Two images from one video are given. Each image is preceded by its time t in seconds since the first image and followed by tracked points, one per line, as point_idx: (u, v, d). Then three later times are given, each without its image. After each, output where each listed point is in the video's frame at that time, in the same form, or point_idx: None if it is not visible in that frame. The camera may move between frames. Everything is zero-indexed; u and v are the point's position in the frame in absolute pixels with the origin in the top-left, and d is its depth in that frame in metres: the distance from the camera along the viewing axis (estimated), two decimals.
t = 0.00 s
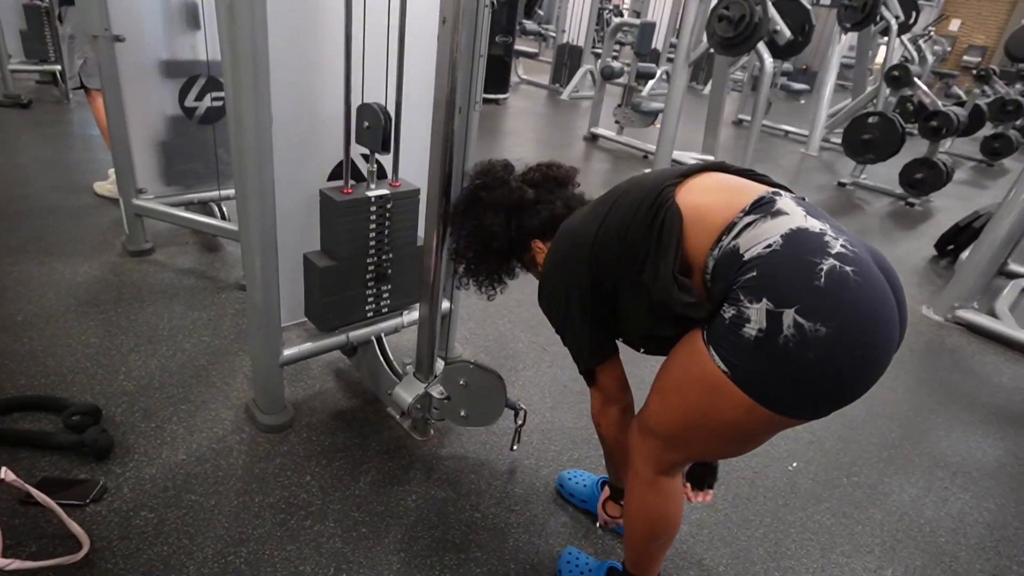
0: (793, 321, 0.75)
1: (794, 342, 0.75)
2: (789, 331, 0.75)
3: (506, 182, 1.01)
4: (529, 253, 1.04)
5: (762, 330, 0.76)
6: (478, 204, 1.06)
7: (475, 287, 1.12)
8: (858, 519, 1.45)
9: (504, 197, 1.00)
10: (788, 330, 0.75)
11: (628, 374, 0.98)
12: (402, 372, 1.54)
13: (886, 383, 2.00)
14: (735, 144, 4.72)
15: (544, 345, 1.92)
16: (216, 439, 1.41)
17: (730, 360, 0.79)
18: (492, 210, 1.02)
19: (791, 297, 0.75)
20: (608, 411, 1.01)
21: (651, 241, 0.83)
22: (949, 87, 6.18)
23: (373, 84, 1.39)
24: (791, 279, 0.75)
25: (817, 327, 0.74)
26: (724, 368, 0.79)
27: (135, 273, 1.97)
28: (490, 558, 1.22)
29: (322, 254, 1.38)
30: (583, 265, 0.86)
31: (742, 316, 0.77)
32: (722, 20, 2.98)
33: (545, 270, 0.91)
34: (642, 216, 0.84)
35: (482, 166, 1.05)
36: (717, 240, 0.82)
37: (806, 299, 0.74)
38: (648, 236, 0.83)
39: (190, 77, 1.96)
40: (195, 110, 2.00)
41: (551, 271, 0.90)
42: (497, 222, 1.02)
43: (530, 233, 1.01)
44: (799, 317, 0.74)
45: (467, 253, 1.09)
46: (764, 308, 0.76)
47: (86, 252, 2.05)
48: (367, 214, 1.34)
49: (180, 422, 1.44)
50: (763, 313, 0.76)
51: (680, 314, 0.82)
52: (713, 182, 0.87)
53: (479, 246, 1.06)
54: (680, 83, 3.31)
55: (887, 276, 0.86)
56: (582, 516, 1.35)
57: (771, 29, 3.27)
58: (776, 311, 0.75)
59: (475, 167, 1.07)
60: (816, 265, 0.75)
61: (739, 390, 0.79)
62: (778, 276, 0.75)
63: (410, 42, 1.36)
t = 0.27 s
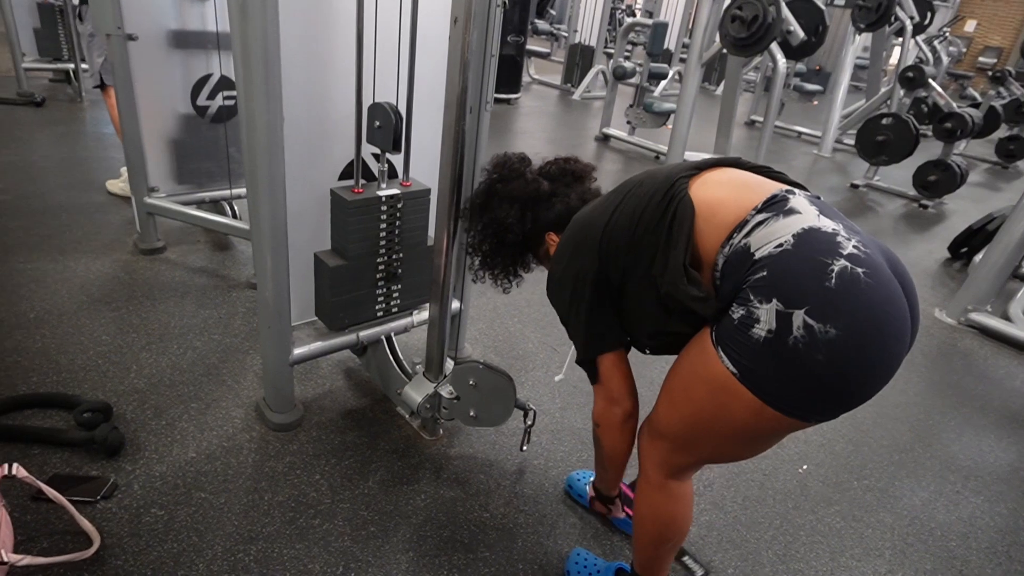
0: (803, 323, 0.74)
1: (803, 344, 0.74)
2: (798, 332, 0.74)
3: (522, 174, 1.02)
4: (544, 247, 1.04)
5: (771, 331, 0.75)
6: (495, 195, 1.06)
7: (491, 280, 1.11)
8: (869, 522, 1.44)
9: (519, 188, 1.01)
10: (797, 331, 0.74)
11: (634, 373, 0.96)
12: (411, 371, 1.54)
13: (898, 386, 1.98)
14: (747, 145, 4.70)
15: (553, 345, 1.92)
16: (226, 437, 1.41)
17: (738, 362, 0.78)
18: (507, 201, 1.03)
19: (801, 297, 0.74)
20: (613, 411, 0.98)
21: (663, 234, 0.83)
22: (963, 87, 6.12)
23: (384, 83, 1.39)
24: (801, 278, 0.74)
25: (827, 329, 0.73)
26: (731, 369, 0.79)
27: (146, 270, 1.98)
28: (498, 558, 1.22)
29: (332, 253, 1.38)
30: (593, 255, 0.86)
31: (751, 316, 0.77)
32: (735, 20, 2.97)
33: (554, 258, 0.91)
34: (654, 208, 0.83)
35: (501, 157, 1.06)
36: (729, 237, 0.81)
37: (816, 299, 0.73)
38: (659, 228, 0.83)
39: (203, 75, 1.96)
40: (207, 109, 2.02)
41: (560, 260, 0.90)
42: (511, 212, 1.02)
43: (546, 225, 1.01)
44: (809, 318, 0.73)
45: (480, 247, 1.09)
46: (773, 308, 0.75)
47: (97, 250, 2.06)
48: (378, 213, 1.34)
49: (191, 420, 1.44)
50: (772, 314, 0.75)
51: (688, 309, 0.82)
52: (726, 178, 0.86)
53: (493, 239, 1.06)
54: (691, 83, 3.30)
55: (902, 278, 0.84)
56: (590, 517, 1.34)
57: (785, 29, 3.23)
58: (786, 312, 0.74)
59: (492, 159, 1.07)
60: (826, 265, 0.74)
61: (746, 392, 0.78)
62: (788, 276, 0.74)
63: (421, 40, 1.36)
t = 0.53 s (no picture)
0: (819, 332, 0.74)
1: (819, 353, 0.74)
2: (814, 341, 0.74)
3: (531, 156, 1.02)
4: (551, 230, 1.05)
5: (786, 339, 0.75)
6: (502, 177, 1.05)
7: (497, 262, 1.12)
8: (880, 527, 1.43)
9: (529, 172, 1.01)
10: (813, 339, 0.74)
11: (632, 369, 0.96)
12: (420, 371, 1.55)
13: (909, 389, 1.97)
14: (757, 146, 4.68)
15: (562, 347, 1.92)
16: (236, 436, 1.42)
17: (751, 368, 0.78)
18: (515, 183, 1.02)
19: (818, 306, 0.73)
20: (608, 403, 0.98)
21: (678, 230, 0.83)
22: (976, 87, 6.06)
23: (395, 83, 1.40)
24: (819, 287, 0.74)
25: (843, 338, 0.73)
26: (744, 376, 0.79)
27: (157, 270, 2.00)
28: (506, 559, 1.22)
29: (343, 253, 1.39)
30: (606, 246, 0.86)
31: (766, 323, 0.77)
32: (745, 20, 2.96)
33: (564, 244, 0.91)
34: (672, 203, 0.83)
35: (510, 138, 1.05)
36: (747, 239, 0.81)
37: (834, 308, 0.73)
38: (677, 223, 0.83)
39: (214, 77, 1.98)
40: (218, 110, 2.03)
41: (571, 247, 0.90)
42: (520, 196, 1.02)
43: (554, 209, 1.02)
44: (825, 328, 0.73)
45: (487, 231, 1.10)
46: (790, 316, 0.75)
47: (110, 249, 2.08)
48: (388, 213, 1.34)
49: (202, 418, 1.45)
50: (788, 322, 0.75)
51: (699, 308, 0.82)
52: (748, 176, 0.85)
53: (501, 222, 1.06)
54: (701, 84, 3.28)
55: (921, 288, 0.84)
56: (598, 519, 1.34)
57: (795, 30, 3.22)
58: (802, 319, 0.74)
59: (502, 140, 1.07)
60: (846, 274, 0.74)
61: (758, 399, 0.78)
62: (806, 283, 0.74)
63: (432, 41, 1.36)
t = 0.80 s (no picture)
0: (826, 335, 0.73)
1: (825, 357, 0.74)
2: (821, 345, 0.74)
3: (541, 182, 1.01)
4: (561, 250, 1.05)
5: (793, 343, 0.75)
6: (512, 204, 1.04)
7: (506, 287, 1.11)
8: (890, 532, 1.42)
9: (540, 198, 1.00)
10: (821, 343, 0.74)
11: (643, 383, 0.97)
12: (429, 372, 1.55)
13: (921, 394, 1.96)
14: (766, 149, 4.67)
15: (570, 348, 1.92)
16: (247, 435, 1.43)
17: (759, 373, 0.78)
18: (526, 209, 1.02)
19: (825, 310, 0.73)
20: (622, 422, 1.00)
21: (685, 245, 0.83)
22: (990, 89, 6.01)
23: (407, 85, 1.40)
24: (825, 291, 0.74)
25: (851, 342, 0.73)
26: (750, 380, 0.79)
27: (169, 270, 2.02)
28: (515, 560, 1.22)
29: (353, 254, 1.39)
30: (614, 264, 0.86)
31: (773, 327, 0.77)
32: (756, 23, 2.95)
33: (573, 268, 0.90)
34: (678, 219, 0.83)
35: (519, 165, 1.04)
36: (753, 248, 0.81)
37: (841, 312, 0.73)
38: (682, 239, 0.83)
39: (228, 78, 2.00)
40: (230, 111, 2.05)
41: (580, 270, 0.89)
42: (531, 222, 1.01)
43: (564, 232, 1.02)
44: (832, 331, 0.73)
45: (496, 253, 1.10)
46: (797, 320, 0.75)
47: (123, 249, 2.10)
48: (399, 215, 1.35)
49: (212, 417, 1.46)
50: (795, 326, 0.75)
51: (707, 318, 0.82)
52: (752, 190, 0.86)
53: (511, 246, 1.06)
54: (712, 86, 3.28)
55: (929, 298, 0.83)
56: (607, 521, 1.34)
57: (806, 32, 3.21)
58: (809, 323, 0.74)
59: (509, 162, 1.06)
60: (852, 278, 0.74)
61: (765, 403, 0.78)
62: (813, 288, 0.74)
63: (443, 43, 1.37)
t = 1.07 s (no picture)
0: (815, 332, 0.72)
1: (814, 354, 0.72)
2: (810, 342, 0.73)
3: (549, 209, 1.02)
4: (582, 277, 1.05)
5: (783, 340, 0.74)
6: (528, 238, 1.05)
7: (537, 315, 1.12)
8: (900, 537, 1.41)
9: (548, 225, 1.01)
10: (809, 340, 0.73)
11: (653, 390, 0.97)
12: (436, 373, 1.56)
13: (931, 398, 1.94)
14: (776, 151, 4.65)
15: (577, 350, 1.92)
16: (254, 434, 1.44)
17: (751, 371, 0.77)
18: (539, 239, 1.03)
19: (813, 307, 0.72)
20: (634, 433, 1.00)
21: (679, 254, 0.83)
22: (1002, 91, 5.96)
23: (415, 86, 1.41)
24: (813, 288, 0.73)
25: (839, 339, 0.71)
26: (744, 378, 0.78)
27: (179, 270, 2.03)
28: (520, 561, 1.22)
29: (361, 256, 1.40)
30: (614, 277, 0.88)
31: (764, 326, 0.76)
32: (766, 24, 2.94)
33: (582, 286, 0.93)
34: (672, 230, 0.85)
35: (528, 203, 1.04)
36: (746, 252, 0.81)
37: (829, 308, 0.72)
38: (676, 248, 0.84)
39: (237, 79, 2.01)
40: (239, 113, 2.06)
41: (587, 286, 0.92)
42: (544, 250, 1.02)
43: (581, 259, 1.02)
44: (821, 328, 0.72)
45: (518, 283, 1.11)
46: (785, 318, 0.74)
47: (133, 249, 2.11)
48: (406, 216, 1.35)
49: (220, 417, 1.47)
50: (784, 323, 0.74)
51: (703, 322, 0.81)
52: (748, 198, 0.86)
53: (532, 277, 1.07)
54: (720, 87, 3.26)
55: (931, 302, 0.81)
56: (613, 524, 1.34)
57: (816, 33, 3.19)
58: (799, 320, 0.73)
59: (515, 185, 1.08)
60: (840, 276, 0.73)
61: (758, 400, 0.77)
62: (801, 285, 0.73)
63: (451, 44, 1.37)
